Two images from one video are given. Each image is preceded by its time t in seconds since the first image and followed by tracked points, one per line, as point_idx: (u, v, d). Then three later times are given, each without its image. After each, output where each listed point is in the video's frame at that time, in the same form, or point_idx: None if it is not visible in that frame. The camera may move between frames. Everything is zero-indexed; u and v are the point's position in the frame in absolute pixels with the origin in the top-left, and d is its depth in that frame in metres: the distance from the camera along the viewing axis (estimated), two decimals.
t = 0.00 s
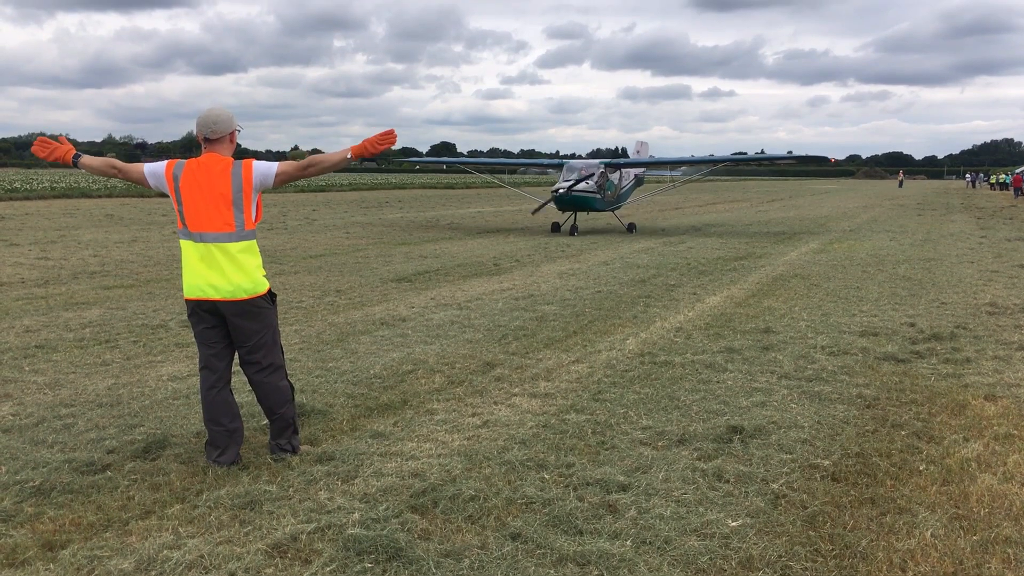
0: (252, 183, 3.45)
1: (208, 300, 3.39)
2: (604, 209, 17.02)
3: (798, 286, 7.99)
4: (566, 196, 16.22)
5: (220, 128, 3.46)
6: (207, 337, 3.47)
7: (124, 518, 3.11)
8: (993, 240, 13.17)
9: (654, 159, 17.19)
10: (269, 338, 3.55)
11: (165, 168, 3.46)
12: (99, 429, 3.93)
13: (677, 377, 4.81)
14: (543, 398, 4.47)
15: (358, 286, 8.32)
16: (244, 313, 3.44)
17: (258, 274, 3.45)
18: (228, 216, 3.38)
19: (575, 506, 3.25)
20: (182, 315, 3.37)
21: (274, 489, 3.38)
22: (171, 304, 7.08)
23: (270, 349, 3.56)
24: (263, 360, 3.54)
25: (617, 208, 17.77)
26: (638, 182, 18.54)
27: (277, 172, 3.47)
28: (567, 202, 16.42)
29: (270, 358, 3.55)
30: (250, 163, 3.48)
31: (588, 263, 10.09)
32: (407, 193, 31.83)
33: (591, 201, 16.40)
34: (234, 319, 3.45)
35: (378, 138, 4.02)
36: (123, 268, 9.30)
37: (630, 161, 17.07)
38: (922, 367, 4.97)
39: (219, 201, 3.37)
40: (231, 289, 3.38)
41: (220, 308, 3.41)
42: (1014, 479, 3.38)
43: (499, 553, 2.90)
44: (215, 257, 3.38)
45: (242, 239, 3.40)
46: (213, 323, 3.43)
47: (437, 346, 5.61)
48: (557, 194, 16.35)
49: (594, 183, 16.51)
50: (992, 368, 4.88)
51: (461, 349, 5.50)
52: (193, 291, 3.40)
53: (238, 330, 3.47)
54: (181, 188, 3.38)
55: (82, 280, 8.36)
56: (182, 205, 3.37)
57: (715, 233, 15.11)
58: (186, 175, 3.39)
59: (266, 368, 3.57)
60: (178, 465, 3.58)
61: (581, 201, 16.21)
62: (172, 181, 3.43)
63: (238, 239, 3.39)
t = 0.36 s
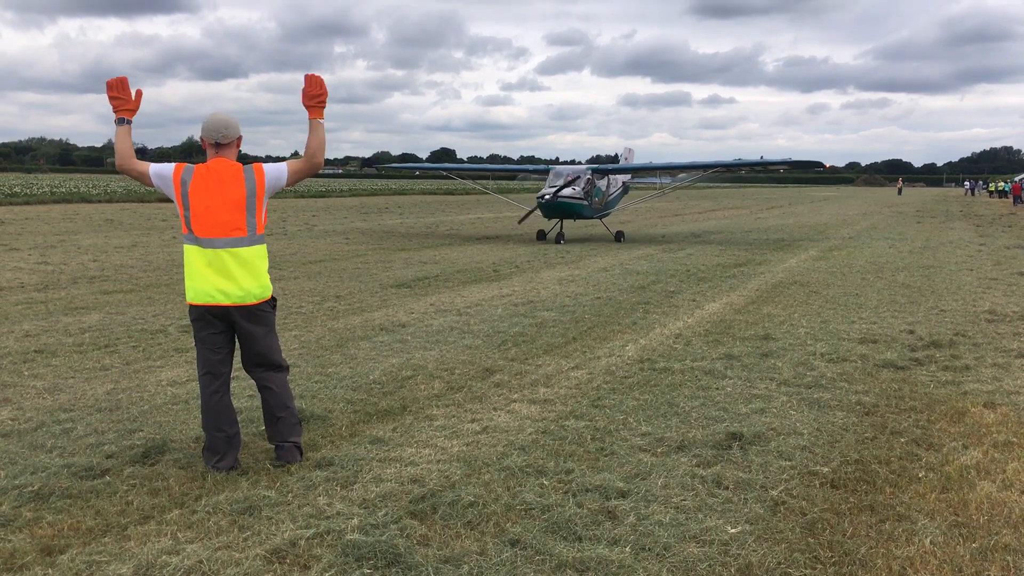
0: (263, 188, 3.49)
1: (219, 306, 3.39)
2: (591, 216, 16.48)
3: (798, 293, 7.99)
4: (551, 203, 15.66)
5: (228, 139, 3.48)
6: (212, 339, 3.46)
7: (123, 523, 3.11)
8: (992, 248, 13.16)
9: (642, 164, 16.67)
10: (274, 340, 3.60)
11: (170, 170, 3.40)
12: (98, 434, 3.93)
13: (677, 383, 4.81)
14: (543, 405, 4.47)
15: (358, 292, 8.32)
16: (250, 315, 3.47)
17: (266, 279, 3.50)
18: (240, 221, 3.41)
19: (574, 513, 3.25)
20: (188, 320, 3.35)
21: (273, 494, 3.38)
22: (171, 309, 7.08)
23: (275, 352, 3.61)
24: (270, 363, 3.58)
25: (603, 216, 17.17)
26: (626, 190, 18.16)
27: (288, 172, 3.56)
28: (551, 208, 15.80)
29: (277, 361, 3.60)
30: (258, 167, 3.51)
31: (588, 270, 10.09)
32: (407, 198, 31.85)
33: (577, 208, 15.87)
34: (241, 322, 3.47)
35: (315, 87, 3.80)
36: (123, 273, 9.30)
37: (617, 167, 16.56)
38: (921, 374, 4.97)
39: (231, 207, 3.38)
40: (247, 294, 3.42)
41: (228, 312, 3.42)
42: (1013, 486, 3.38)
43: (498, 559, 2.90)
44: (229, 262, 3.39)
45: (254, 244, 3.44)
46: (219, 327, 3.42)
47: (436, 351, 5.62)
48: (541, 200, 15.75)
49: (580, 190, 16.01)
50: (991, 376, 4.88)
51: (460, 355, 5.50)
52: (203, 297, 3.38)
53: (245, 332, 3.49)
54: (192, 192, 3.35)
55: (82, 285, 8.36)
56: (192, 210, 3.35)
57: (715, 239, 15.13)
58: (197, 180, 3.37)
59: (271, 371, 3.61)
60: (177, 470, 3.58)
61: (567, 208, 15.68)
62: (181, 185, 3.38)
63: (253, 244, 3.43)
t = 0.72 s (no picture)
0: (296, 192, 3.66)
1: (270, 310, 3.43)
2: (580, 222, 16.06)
3: (801, 298, 7.99)
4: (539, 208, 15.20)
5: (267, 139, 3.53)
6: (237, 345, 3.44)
7: (126, 526, 3.11)
8: (997, 254, 13.13)
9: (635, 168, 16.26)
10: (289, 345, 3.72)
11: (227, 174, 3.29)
12: (101, 437, 3.94)
13: (680, 388, 4.81)
14: (546, 409, 4.46)
15: (361, 296, 8.33)
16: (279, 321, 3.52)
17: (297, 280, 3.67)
18: (292, 224, 3.54)
19: (578, 517, 3.24)
20: (219, 326, 3.33)
21: (276, 497, 3.38)
22: (175, 312, 7.10)
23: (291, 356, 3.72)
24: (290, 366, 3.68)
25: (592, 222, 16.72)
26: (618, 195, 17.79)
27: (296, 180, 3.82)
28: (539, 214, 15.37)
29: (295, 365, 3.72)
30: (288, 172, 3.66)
31: (592, 274, 10.09)
32: (410, 203, 31.89)
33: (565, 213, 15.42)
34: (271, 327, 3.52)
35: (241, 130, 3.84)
36: (127, 276, 9.32)
37: (607, 171, 16.15)
38: (925, 379, 4.96)
39: (288, 210, 3.49)
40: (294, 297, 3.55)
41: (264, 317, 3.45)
42: (1017, 492, 3.38)
43: (501, 564, 2.90)
44: (283, 267, 3.47)
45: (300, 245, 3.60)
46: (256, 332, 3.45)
47: (440, 355, 5.62)
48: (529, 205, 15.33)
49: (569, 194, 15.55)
50: (995, 382, 4.88)
51: (464, 359, 5.50)
52: (258, 302, 3.40)
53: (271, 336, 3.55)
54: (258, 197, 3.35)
55: (86, 287, 8.38)
56: (258, 214, 3.36)
57: (718, 245, 15.11)
58: (258, 184, 3.37)
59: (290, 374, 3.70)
60: (181, 473, 3.58)
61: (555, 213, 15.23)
62: (243, 188, 3.31)
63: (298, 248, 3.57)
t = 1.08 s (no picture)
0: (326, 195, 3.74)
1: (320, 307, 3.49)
2: (574, 224, 15.50)
3: (811, 300, 7.96)
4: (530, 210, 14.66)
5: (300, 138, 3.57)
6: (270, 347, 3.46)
7: (137, 526, 3.12)
8: (1008, 256, 13.04)
9: (633, 169, 15.86)
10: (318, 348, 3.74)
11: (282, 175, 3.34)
12: (112, 437, 3.95)
13: (690, 390, 4.80)
14: (556, 410, 4.46)
15: (371, 297, 8.35)
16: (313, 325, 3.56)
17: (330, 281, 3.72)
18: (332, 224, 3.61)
19: (587, 519, 3.24)
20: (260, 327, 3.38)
21: (286, 498, 3.38)
22: (185, 313, 7.12)
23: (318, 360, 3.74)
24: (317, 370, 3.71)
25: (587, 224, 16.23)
26: (618, 196, 17.39)
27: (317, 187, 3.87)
28: (529, 215, 14.88)
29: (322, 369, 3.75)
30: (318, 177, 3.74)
31: (601, 276, 10.07)
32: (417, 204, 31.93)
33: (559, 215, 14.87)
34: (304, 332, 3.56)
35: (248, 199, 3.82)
36: (137, 277, 9.35)
37: (603, 172, 15.70)
38: (936, 382, 4.94)
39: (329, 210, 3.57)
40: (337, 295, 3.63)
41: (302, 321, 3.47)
42: None
43: (510, 565, 2.89)
44: (329, 265, 3.56)
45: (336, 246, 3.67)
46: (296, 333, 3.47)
47: (449, 357, 5.62)
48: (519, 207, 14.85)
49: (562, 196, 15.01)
50: (1007, 385, 4.85)
51: (473, 360, 5.51)
52: (311, 299, 3.45)
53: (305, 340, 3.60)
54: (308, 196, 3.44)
55: (97, 289, 8.41)
56: (309, 212, 3.42)
57: (727, 246, 15.07)
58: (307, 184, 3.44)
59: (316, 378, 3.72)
60: (191, 473, 3.59)
61: (547, 216, 14.70)
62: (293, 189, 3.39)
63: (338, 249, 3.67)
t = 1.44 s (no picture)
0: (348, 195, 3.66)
1: (334, 310, 3.41)
2: (571, 225, 15.08)
3: (826, 300, 7.93)
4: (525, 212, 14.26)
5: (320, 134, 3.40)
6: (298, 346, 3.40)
7: (152, 525, 3.13)
8: None
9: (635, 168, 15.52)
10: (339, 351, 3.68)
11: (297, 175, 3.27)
12: (128, 436, 3.97)
13: (704, 390, 4.78)
14: (569, 411, 4.46)
15: (384, 297, 8.36)
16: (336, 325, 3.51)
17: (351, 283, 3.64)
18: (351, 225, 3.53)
19: (601, 519, 3.23)
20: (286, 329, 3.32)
21: (300, 497, 3.39)
22: (200, 313, 7.15)
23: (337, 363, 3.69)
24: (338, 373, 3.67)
25: (586, 224, 15.79)
26: (621, 194, 17.03)
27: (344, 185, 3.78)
28: (525, 217, 14.48)
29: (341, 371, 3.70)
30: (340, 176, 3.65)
31: (614, 276, 10.05)
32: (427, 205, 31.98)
33: (555, 216, 14.46)
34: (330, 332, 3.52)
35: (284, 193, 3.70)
36: (152, 277, 9.41)
37: (602, 171, 15.31)
38: (952, 383, 4.90)
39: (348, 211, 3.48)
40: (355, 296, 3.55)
41: (326, 318, 3.42)
42: None
43: (524, 565, 2.89)
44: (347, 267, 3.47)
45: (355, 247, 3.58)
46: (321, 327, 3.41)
47: (463, 357, 5.62)
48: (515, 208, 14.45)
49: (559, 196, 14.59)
50: None
51: (487, 360, 5.51)
52: (325, 303, 3.38)
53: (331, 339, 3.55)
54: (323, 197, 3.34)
55: (113, 288, 8.46)
56: (323, 214, 3.33)
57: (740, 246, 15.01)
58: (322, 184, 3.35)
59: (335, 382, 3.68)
60: (206, 472, 3.60)
61: (543, 217, 14.29)
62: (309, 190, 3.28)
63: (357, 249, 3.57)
